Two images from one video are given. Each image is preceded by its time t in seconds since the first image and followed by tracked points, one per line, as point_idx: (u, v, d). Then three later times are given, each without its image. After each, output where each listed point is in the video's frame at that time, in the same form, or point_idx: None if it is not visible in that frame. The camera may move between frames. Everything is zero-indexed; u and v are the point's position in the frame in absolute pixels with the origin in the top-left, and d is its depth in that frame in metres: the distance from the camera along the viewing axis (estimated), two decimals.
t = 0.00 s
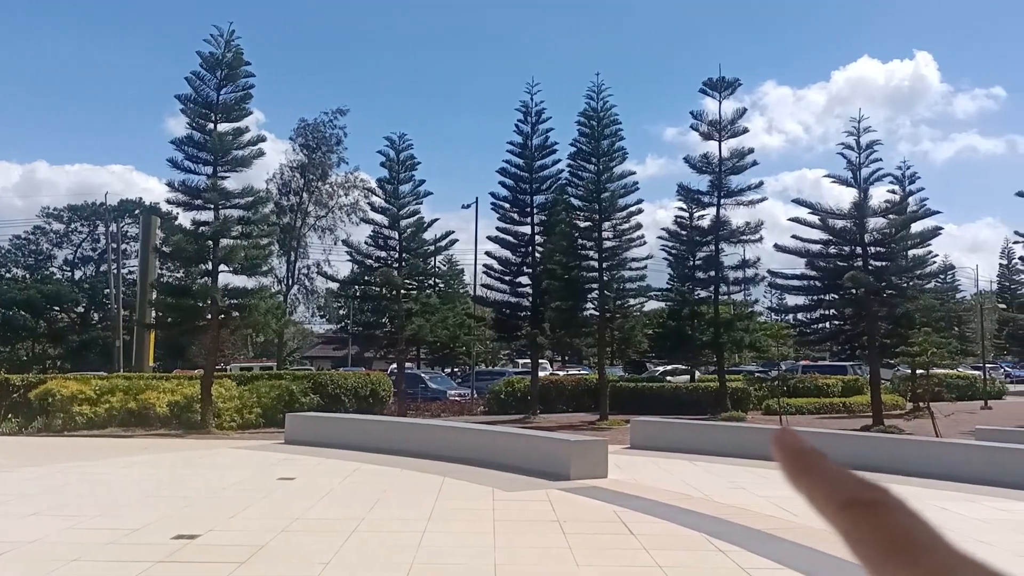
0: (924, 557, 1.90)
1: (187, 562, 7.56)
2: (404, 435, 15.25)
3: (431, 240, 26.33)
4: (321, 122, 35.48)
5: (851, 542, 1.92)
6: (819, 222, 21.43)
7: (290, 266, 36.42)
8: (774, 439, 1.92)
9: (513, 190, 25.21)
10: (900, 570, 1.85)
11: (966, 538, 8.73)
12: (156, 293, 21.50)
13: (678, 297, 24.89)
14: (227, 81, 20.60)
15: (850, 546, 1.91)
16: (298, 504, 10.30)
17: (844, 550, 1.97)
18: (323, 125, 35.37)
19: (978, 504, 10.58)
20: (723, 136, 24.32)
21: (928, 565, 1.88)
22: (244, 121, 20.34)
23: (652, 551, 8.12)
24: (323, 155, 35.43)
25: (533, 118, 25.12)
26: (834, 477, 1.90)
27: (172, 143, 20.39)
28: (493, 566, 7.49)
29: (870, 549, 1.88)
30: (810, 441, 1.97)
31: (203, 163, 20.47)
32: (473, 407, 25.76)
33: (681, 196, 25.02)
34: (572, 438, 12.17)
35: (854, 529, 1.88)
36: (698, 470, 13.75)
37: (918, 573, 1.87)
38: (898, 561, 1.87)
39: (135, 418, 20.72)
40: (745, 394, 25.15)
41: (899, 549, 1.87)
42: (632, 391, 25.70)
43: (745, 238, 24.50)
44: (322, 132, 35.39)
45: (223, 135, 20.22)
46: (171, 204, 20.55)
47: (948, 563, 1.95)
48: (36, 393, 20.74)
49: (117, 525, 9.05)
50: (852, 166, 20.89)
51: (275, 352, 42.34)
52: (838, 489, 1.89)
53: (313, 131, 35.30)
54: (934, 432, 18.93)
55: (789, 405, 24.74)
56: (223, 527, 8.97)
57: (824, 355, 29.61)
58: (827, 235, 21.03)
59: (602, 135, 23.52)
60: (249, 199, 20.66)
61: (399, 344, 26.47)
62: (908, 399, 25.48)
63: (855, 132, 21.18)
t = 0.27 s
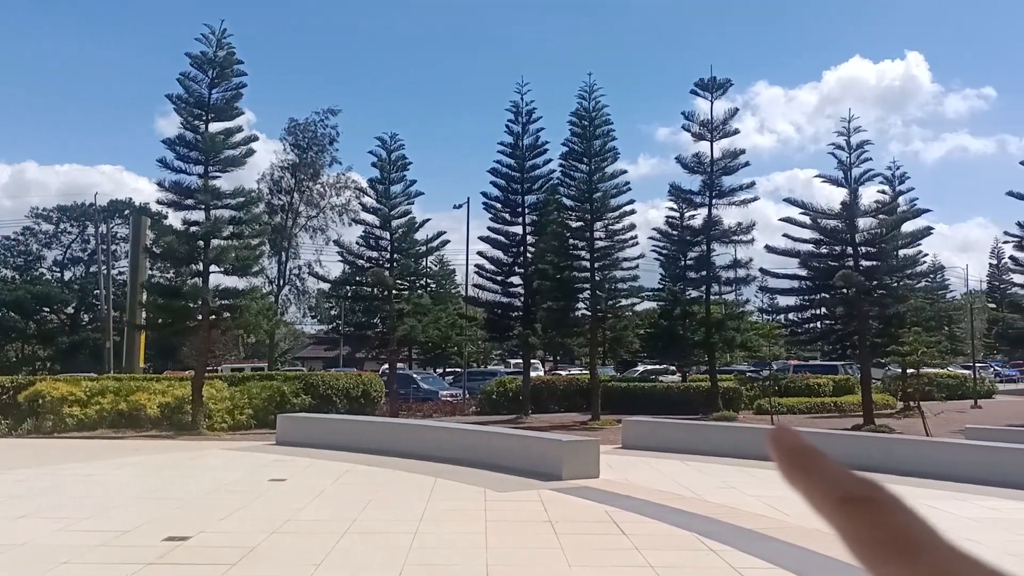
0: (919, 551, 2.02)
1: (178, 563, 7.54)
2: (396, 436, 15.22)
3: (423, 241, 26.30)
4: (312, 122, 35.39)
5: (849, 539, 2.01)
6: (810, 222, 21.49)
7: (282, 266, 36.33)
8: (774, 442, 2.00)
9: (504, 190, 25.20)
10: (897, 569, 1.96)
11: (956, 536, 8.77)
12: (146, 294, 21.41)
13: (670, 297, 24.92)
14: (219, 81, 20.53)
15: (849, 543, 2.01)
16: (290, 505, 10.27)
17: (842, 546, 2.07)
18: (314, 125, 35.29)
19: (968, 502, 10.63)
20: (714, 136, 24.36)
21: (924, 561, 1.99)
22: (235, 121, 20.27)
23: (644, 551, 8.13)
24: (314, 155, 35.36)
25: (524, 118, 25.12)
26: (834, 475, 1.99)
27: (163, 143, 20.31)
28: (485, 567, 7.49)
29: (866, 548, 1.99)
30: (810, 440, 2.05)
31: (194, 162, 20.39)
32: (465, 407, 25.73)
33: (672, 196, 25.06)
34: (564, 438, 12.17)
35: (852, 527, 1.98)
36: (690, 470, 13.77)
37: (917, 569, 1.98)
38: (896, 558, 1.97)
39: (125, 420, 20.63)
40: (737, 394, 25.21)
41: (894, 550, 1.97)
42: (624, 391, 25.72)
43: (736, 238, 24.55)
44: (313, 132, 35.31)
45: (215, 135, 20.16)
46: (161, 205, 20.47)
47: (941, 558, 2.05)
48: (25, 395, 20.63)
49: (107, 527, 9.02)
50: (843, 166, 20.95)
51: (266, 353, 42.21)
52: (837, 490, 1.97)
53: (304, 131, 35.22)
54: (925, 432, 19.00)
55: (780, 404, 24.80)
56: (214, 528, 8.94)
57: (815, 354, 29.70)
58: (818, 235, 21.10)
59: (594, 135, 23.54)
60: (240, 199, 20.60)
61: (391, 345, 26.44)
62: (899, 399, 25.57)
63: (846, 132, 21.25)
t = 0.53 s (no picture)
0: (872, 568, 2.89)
1: (167, 563, 7.52)
2: (386, 436, 15.22)
3: (413, 241, 26.30)
4: (302, 121, 35.31)
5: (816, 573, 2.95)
6: (799, 222, 21.58)
7: (272, 266, 36.23)
8: (747, 524, 3.00)
9: (495, 190, 25.21)
10: None
11: (942, 535, 8.83)
12: (135, 293, 21.31)
13: (660, 297, 24.99)
14: (212, 80, 20.48)
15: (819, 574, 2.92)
16: (280, 505, 10.25)
17: None
18: (304, 124, 35.21)
19: (955, 501, 10.71)
20: (704, 137, 24.44)
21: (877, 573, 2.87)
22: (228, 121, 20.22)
23: (633, 550, 8.16)
24: (304, 154, 35.28)
25: (515, 118, 25.14)
26: (795, 535, 2.96)
27: (155, 142, 20.24)
28: (475, 566, 7.52)
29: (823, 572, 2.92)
30: (775, 514, 3.05)
31: (185, 162, 20.32)
32: (456, 407, 25.72)
33: (662, 196, 25.12)
34: (554, 438, 12.19)
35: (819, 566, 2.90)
36: (679, 469, 13.82)
37: None
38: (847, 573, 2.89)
39: (114, 420, 20.54)
40: (727, 393, 25.29)
41: (869, 575, 2.87)
42: (614, 391, 25.76)
43: (726, 238, 24.63)
44: (304, 131, 35.21)
45: (206, 135, 20.10)
46: (151, 204, 20.38)
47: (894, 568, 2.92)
48: (13, 395, 20.52)
49: (96, 527, 8.98)
50: (832, 167, 21.05)
51: (256, 353, 42.09)
52: (803, 541, 2.94)
53: (294, 130, 35.13)
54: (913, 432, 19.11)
55: (769, 404, 24.88)
56: (203, 528, 8.92)
57: (805, 354, 29.82)
58: (807, 235, 21.20)
59: (585, 136, 23.58)
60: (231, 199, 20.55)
61: (381, 345, 26.42)
62: (888, 398, 25.69)
63: (835, 133, 21.37)
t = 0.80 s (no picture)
0: None
1: (151, 564, 7.48)
2: (372, 437, 15.18)
3: (399, 240, 26.24)
4: (288, 119, 35.16)
5: None
6: (784, 222, 21.69)
7: (257, 265, 36.06)
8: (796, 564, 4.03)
9: (482, 190, 25.20)
10: None
11: (926, 535, 8.89)
12: (119, 292, 21.16)
13: (646, 297, 25.05)
14: (200, 79, 20.37)
15: None
16: (265, 506, 10.21)
17: None
18: (290, 122, 35.06)
19: (938, 501, 10.79)
20: (690, 138, 24.52)
21: None
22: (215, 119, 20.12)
23: (618, 550, 8.18)
24: (290, 153, 35.14)
25: (502, 118, 25.14)
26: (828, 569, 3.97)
27: (142, 139, 20.11)
28: (461, 566, 7.51)
29: None
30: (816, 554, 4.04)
31: (172, 160, 20.21)
32: (442, 407, 25.68)
33: (648, 197, 25.18)
34: (540, 437, 12.20)
35: None
36: (665, 469, 13.87)
37: None
38: None
39: (98, 420, 20.38)
40: (712, 393, 25.38)
41: None
42: (600, 391, 25.80)
43: (712, 239, 24.72)
44: (289, 129, 35.06)
45: (193, 133, 19.99)
46: (137, 202, 20.25)
47: None
48: None
49: (79, 528, 8.92)
50: (817, 168, 21.17)
51: (241, 352, 41.90)
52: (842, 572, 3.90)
53: (280, 128, 34.99)
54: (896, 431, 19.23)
55: (755, 403, 24.99)
56: (188, 529, 8.87)
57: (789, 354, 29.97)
58: (792, 235, 21.31)
59: (572, 136, 23.61)
60: (217, 198, 20.46)
61: (367, 344, 26.35)
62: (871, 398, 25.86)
63: (820, 134, 21.50)
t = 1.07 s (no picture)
0: None
1: (128, 566, 7.41)
2: (352, 437, 15.13)
3: (381, 240, 26.18)
4: (267, 117, 34.97)
5: None
6: (763, 225, 21.86)
7: (237, 264, 35.85)
8: None
9: (463, 190, 25.18)
10: None
11: (903, 534, 8.98)
12: (96, 291, 20.96)
13: (627, 298, 25.14)
14: (181, 78, 20.22)
15: None
16: (244, 507, 10.15)
17: None
18: (269, 120, 34.87)
19: (913, 500, 10.91)
20: (671, 141, 24.63)
21: None
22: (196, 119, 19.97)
23: (598, 550, 8.21)
24: (270, 151, 34.96)
25: (484, 119, 25.15)
26: None
27: (122, 137, 19.93)
28: (441, 567, 7.51)
29: None
30: None
31: (152, 159, 20.05)
32: (423, 407, 25.64)
33: (629, 198, 25.28)
34: (521, 438, 12.22)
35: None
36: (645, 469, 13.93)
37: None
38: None
39: (74, 421, 20.18)
40: (692, 394, 25.53)
41: None
42: (581, 391, 25.85)
43: (693, 241, 24.85)
44: (268, 128, 34.88)
45: (174, 132, 19.85)
46: (116, 200, 20.07)
47: None
48: None
49: (55, 530, 8.83)
50: (796, 171, 21.35)
51: (220, 352, 41.64)
52: None
53: (259, 126, 34.79)
54: (873, 432, 19.42)
55: (734, 404, 25.16)
56: (166, 531, 8.80)
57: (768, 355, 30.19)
58: (771, 238, 21.48)
59: (555, 138, 23.65)
60: (196, 197, 20.34)
61: (347, 345, 26.27)
62: (849, 399, 26.10)
63: (800, 138, 21.70)
